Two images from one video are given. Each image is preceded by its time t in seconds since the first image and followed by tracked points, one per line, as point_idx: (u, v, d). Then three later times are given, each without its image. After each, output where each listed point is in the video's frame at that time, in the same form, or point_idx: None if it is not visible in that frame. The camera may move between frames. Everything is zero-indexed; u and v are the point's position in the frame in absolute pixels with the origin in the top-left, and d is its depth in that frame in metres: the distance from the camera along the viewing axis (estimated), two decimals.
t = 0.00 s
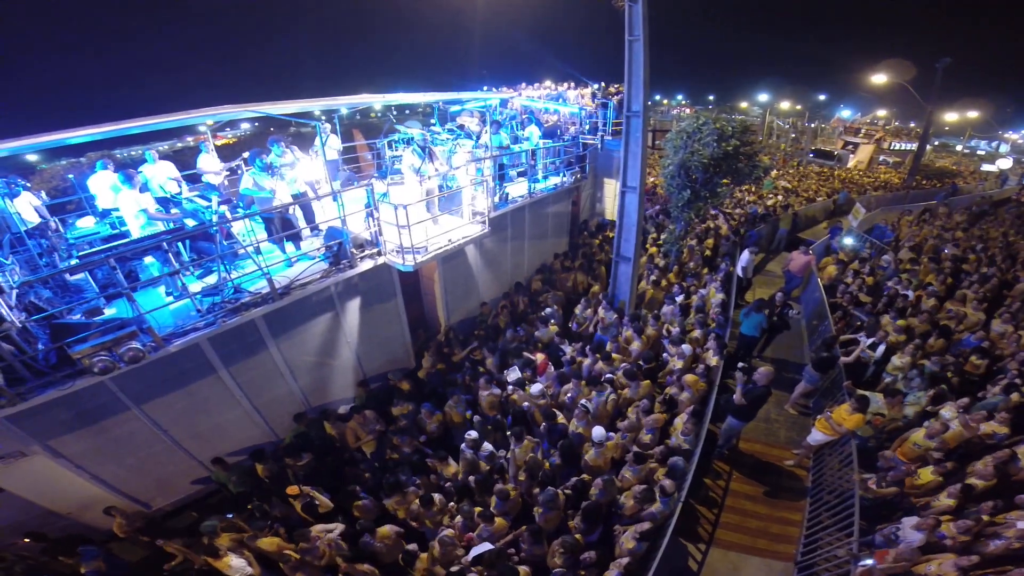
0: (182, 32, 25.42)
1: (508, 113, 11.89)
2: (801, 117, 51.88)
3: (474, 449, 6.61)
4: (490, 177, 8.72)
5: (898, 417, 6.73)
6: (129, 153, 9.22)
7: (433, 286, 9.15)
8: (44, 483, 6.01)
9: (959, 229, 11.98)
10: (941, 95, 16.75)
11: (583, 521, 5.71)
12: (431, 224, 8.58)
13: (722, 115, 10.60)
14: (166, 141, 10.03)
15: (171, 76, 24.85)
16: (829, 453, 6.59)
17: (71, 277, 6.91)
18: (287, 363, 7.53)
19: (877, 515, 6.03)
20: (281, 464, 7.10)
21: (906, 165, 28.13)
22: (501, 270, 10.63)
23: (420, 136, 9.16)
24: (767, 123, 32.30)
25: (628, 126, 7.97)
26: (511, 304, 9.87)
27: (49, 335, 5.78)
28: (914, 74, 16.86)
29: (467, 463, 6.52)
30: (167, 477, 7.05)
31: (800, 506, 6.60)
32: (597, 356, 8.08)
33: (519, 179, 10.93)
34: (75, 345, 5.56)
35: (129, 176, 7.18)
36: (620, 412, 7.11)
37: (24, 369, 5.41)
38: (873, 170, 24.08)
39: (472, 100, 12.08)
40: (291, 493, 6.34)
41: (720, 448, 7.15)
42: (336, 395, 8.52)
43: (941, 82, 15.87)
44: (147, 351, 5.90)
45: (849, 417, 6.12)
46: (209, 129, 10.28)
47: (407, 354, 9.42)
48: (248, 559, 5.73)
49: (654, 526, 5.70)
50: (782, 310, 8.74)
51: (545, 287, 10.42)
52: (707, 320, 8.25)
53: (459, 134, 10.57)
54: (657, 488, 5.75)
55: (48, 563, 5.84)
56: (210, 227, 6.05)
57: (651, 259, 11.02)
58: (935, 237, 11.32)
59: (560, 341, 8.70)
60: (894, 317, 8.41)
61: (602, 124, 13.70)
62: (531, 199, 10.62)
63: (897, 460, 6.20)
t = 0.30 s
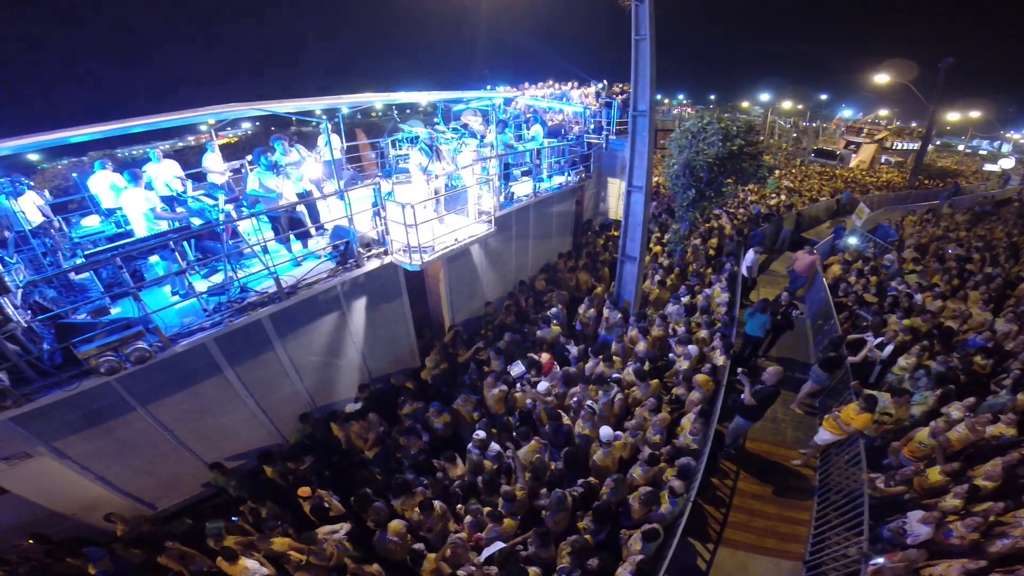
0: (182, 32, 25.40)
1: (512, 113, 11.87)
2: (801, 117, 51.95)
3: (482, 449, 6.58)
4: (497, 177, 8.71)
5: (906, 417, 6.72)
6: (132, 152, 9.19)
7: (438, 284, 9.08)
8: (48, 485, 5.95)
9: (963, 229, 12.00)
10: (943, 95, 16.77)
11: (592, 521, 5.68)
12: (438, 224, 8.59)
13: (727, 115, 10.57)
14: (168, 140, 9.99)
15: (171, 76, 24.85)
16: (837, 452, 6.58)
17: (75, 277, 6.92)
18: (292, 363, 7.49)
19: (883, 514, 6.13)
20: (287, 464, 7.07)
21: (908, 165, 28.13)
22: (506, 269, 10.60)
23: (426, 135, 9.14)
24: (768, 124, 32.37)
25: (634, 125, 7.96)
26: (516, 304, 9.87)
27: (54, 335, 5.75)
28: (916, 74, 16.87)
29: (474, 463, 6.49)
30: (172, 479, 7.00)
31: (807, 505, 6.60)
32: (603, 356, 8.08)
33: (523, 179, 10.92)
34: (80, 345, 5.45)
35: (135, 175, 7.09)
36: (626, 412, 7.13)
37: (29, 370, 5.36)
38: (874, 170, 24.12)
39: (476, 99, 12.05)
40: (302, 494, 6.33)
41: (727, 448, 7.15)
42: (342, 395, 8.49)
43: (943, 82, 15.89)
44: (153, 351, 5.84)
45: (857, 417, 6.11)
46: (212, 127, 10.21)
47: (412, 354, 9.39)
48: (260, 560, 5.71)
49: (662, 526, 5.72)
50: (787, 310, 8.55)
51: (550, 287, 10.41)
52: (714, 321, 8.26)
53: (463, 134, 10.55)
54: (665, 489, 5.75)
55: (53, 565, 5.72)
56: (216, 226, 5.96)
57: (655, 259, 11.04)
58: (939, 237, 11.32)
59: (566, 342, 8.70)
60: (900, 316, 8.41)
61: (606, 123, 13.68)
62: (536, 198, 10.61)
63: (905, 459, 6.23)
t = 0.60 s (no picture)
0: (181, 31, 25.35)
1: (516, 112, 11.84)
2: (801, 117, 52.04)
3: (489, 449, 6.54)
4: (503, 177, 8.69)
5: (914, 417, 6.71)
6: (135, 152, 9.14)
7: (443, 284, 9.03)
8: (53, 486, 5.90)
9: (967, 229, 12.00)
10: (945, 95, 16.79)
11: (602, 522, 5.64)
12: (444, 224, 8.57)
13: (732, 114, 10.56)
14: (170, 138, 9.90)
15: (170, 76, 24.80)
16: (845, 451, 6.58)
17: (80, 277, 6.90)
18: (299, 364, 7.45)
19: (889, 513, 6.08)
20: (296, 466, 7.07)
21: (910, 166, 28.14)
22: (510, 269, 10.58)
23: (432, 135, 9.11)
24: (768, 124, 32.45)
25: (640, 125, 7.94)
26: (521, 304, 9.84)
27: (60, 336, 5.68)
28: (918, 74, 16.87)
29: (481, 464, 6.45)
30: (178, 481, 6.95)
31: (816, 505, 6.59)
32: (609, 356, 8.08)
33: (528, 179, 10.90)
34: (87, 346, 5.40)
35: (142, 173, 7.03)
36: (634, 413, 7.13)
37: (34, 371, 5.31)
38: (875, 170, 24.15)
39: (480, 99, 12.03)
40: (309, 492, 6.28)
41: (735, 448, 7.15)
42: (348, 396, 8.45)
43: (945, 83, 15.91)
44: (160, 352, 5.79)
45: (865, 416, 6.11)
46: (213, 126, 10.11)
47: (418, 354, 9.35)
48: (265, 560, 5.65)
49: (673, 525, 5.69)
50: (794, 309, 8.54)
51: (555, 286, 10.39)
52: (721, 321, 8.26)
53: (468, 134, 10.52)
54: (675, 489, 5.74)
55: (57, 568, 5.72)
56: (224, 225, 5.91)
57: (660, 259, 11.04)
58: (944, 237, 11.34)
59: (572, 342, 8.69)
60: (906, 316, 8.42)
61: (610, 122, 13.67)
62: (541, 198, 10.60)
63: (910, 458, 6.23)
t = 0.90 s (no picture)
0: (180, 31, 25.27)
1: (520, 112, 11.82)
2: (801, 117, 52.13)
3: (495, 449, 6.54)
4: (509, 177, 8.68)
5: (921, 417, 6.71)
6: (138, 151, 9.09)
7: (448, 285, 8.97)
8: (58, 489, 5.85)
9: (970, 229, 12.03)
10: (947, 96, 16.82)
11: (610, 523, 5.63)
12: (450, 224, 8.55)
13: (736, 114, 10.56)
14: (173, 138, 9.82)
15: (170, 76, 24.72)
16: (853, 452, 6.57)
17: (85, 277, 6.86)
18: (305, 365, 7.41)
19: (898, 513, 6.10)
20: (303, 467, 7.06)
21: (911, 166, 28.19)
22: (515, 269, 10.55)
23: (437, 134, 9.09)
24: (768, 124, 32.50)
25: (647, 125, 7.93)
26: (526, 305, 9.83)
27: (65, 338, 5.60)
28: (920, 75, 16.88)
29: (489, 465, 6.43)
30: (182, 483, 6.91)
31: (823, 505, 6.59)
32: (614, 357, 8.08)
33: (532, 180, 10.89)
34: (93, 348, 5.34)
35: (147, 173, 6.99)
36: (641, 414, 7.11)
37: (40, 373, 5.25)
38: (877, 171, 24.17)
39: (484, 99, 12.01)
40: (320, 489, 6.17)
41: (742, 448, 7.14)
42: (353, 397, 8.42)
43: (947, 83, 15.94)
44: (167, 353, 5.73)
45: (874, 417, 6.09)
46: (216, 126, 10.05)
47: (423, 354, 9.32)
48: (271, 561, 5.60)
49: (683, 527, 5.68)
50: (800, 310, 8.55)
51: (560, 287, 10.39)
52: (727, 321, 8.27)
53: (473, 134, 10.49)
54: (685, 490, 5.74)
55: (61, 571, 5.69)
56: (230, 225, 5.85)
57: (664, 260, 11.05)
58: (947, 237, 11.36)
59: (577, 342, 8.69)
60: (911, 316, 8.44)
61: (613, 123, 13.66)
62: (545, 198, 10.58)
63: (917, 458, 6.23)
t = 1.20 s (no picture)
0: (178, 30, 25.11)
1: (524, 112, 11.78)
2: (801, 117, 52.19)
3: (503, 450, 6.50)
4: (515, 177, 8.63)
5: (929, 417, 6.70)
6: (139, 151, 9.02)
7: (453, 286, 8.90)
8: (61, 493, 5.78)
9: (974, 229, 12.04)
10: (949, 96, 16.83)
11: (620, 523, 5.60)
12: (456, 224, 8.50)
13: (740, 114, 10.54)
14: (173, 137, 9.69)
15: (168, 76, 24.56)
16: (862, 452, 6.56)
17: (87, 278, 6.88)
18: (311, 367, 7.35)
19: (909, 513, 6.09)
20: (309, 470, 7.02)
21: (911, 165, 28.22)
22: (519, 269, 10.51)
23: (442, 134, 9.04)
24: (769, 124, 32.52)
25: (653, 125, 7.89)
26: (531, 305, 9.80)
27: (70, 339, 5.52)
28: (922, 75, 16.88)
29: (497, 466, 6.39)
30: (187, 486, 6.84)
31: (832, 505, 6.58)
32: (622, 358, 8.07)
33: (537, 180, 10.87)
34: (98, 351, 5.29)
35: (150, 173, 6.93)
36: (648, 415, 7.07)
37: (44, 377, 5.19)
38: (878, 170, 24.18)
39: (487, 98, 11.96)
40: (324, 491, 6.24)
41: (751, 449, 7.13)
42: (359, 398, 8.35)
43: (949, 83, 15.95)
44: (174, 356, 5.63)
45: (883, 417, 6.07)
46: (216, 125, 9.89)
47: (428, 355, 9.27)
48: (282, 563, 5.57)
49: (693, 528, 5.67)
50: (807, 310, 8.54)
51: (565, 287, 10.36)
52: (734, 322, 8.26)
53: (477, 133, 10.45)
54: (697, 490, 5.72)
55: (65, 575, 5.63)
56: (236, 226, 5.77)
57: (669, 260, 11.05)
58: (951, 237, 11.38)
59: (584, 343, 8.67)
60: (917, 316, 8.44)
61: (616, 123, 13.64)
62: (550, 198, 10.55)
63: (927, 459, 6.22)
